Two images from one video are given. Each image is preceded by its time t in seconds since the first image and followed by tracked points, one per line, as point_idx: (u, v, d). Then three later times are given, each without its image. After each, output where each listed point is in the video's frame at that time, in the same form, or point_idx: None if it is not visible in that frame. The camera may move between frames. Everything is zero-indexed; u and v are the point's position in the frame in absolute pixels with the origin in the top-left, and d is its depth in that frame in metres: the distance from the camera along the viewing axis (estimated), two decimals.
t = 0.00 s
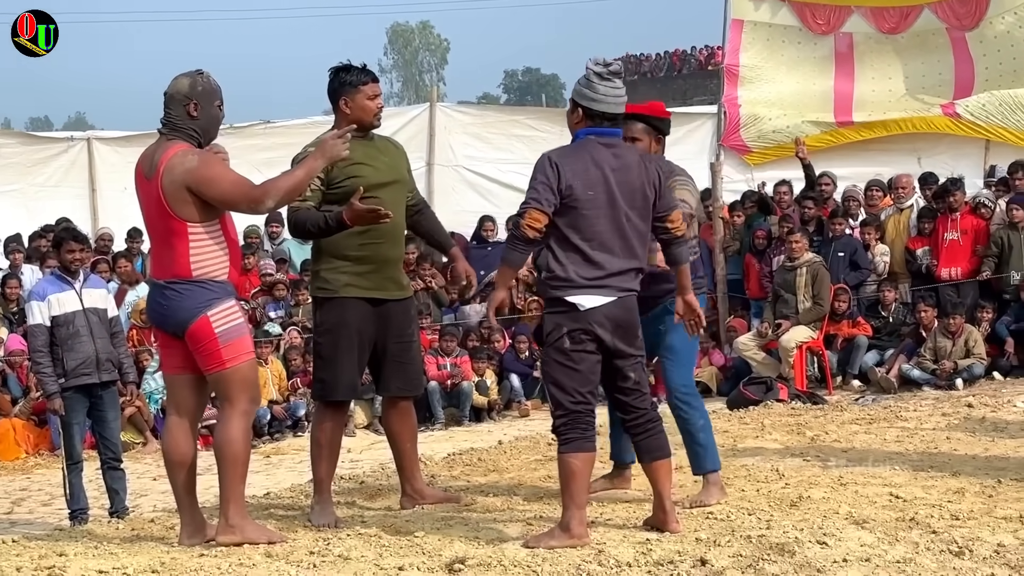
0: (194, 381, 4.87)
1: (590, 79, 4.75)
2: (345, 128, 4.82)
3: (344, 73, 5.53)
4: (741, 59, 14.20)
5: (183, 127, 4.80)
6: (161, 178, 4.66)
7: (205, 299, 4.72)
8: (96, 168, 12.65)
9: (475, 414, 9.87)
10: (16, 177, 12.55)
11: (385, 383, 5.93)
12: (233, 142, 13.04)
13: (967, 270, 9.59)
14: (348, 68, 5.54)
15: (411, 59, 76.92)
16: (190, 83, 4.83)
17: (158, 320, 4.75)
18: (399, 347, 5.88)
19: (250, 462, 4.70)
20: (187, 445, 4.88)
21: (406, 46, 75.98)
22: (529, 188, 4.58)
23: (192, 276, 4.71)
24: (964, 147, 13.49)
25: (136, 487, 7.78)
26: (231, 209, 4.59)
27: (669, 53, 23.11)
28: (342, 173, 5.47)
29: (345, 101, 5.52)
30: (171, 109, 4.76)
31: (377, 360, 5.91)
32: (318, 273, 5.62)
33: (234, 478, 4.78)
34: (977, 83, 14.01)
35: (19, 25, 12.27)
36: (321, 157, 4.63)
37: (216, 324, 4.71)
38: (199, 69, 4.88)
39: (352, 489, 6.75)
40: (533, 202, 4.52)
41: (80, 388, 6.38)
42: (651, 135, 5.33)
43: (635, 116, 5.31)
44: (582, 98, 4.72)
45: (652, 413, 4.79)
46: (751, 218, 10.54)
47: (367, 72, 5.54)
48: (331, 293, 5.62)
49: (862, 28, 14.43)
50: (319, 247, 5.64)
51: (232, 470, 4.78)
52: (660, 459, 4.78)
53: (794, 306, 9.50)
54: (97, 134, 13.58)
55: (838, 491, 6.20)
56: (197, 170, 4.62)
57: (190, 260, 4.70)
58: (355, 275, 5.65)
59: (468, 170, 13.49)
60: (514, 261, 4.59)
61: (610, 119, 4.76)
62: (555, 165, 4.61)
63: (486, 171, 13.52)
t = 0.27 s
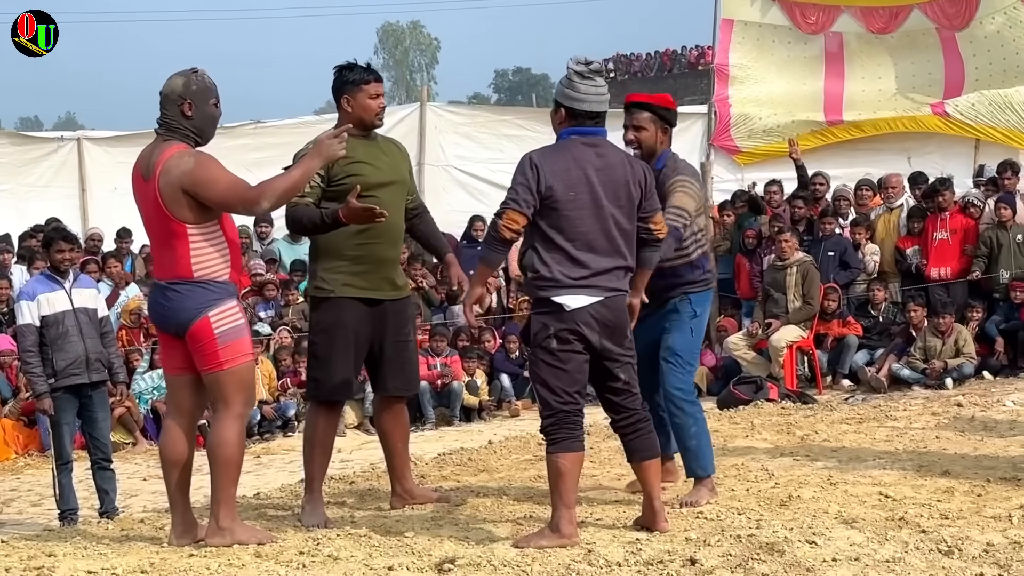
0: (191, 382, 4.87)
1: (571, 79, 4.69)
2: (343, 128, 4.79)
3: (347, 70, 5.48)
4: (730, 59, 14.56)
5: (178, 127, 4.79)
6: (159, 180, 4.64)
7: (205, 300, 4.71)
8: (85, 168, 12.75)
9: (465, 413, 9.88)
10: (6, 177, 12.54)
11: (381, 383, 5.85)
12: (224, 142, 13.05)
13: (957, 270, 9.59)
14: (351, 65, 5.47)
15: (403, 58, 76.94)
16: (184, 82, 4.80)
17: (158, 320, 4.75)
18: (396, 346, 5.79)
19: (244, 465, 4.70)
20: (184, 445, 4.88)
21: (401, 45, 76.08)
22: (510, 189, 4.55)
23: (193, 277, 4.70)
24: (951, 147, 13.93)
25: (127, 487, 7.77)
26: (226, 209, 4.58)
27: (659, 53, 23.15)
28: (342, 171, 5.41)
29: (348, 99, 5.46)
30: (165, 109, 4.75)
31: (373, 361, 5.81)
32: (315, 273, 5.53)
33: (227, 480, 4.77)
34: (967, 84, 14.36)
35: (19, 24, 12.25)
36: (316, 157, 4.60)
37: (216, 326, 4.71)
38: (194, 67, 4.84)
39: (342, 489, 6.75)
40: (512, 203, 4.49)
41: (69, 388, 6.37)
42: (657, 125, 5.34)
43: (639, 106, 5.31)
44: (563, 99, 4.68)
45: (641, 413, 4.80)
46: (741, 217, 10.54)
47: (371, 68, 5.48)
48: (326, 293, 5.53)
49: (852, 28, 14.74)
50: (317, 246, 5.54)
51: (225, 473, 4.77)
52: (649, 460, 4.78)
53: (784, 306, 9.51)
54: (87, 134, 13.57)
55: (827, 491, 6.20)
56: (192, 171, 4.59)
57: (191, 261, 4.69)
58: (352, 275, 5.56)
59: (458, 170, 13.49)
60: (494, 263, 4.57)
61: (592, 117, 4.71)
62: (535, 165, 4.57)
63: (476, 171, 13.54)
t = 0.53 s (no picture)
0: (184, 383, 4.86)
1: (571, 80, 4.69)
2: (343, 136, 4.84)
3: (353, 69, 5.41)
4: (720, 61, 14.72)
5: (182, 127, 4.79)
6: (161, 180, 4.63)
7: (205, 301, 4.72)
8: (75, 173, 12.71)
9: (455, 415, 9.89)
10: None
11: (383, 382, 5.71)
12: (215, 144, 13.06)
13: (945, 272, 9.61)
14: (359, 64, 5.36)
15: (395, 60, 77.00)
16: (188, 82, 4.81)
17: (155, 319, 4.74)
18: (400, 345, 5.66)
19: (233, 470, 4.69)
20: (176, 445, 4.88)
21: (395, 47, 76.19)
22: (515, 193, 4.55)
23: (193, 277, 4.70)
24: (941, 148, 14.05)
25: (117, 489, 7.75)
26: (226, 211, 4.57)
27: (648, 54, 23.29)
28: (349, 167, 5.32)
29: (355, 98, 5.37)
30: (170, 109, 4.75)
31: (375, 359, 5.68)
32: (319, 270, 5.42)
33: (216, 483, 4.77)
34: (956, 87, 14.49)
35: (18, 25, 12.26)
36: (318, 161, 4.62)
37: (214, 327, 4.71)
38: (197, 67, 4.85)
39: (331, 491, 6.75)
40: (517, 208, 4.49)
41: (58, 390, 6.37)
42: (648, 112, 5.33)
43: (631, 93, 5.27)
44: (563, 99, 4.69)
45: (637, 414, 4.80)
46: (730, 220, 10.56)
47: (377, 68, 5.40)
48: (330, 289, 5.41)
49: (841, 30, 14.98)
50: (321, 243, 5.44)
51: (214, 476, 4.76)
52: (643, 460, 4.78)
53: (773, 308, 9.51)
54: (76, 136, 13.58)
55: (816, 492, 6.21)
56: (195, 173, 4.59)
57: (191, 262, 4.69)
58: (356, 272, 5.43)
59: (448, 173, 13.54)
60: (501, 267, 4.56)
61: (593, 118, 4.71)
62: (539, 170, 4.57)
63: (466, 174, 13.57)
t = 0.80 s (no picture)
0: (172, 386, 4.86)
1: (584, 80, 4.64)
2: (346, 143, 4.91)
3: (359, 70, 5.33)
4: (710, 64, 14.76)
5: (181, 128, 4.79)
6: (159, 181, 4.62)
7: (199, 304, 4.72)
8: (65, 174, 12.77)
9: (445, 418, 9.90)
10: None
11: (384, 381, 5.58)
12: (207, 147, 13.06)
13: (935, 274, 9.64)
14: (363, 66, 5.31)
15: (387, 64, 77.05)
16: (189, 82, 4.80)
17: (147, 320, 4.73)
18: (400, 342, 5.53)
19: (217, 475, 4.69)
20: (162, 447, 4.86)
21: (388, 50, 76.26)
22: (534, 194, 4.46)
23: (188, 280, 4.71)
24: (931, 151, 14.44)
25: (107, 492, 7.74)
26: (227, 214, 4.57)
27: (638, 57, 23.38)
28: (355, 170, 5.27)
29: (360, 101, 5.31)
30: (171, 110, 4.74)
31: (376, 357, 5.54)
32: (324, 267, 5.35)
33: (201, 487, 4.76)
34: (945, 89, 14.54)
35: (19, 25, 12.26)
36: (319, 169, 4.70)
37: (206, 330, 4.72)
38: (197, 67, 4.84)
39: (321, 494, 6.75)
40: (539, 210, 4.41)
41: (48, 393, 6.35)
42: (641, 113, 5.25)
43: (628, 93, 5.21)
44: (576, 98, 4.63)
45: (640, 413, 4.80)
46: (721, 223, 10.60)
47: (383, 70, 5.35)
48: (336, 285, 5.33)
49: (832, 34, 14.96)
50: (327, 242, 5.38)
51: (199, 480, 4.75)
52: (641, 461, 4.79)
53: (763, 311, 9.53)
54: (67, 139, 13.57)
55: (807, 495, 6.21)
56: (194, 175, 4.58)
57: (188, 265, 4.69)
58: (362, 270, 5.36)
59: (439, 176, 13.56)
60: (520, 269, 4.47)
61: (605, 119, 4.66)
62: (559, 171, 4.50)
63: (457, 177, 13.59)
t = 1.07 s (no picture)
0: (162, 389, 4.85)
1: (587, 84, 4.60)
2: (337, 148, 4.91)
3: (361, 73, 5.28)
4: (701, 68, 14.80)
5: (170, 131, 4.78)
6: (151, 186, 4.61)
7: (190, 307, 4.71)
8: (55, 177, 12.75)
9: (436, 422, 9.90)
10: None
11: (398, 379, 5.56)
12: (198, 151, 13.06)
13: (926, 278, 9.66)
14: (361, 69, 5.29)
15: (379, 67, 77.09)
16: (176, 85, 4.79)
17: (138, 323, 4.72)
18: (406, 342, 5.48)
19: (205, 480, 4.68)
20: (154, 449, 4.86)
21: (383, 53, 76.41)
22: (546, 193, 4.45)
23: (181, 283, 4.71)
24: (921, 155, 14.55)
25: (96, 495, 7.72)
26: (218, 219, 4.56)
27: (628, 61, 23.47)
28: (354, 173, 5.24)
29: (360, 103, 5.29)
30: (159, 114, 4.73)
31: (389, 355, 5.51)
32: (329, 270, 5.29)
33: (190, 491, 4.76)
34: (936, 93, 14.64)
35: (19, 24, 12.26)
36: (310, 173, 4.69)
37: (198, 334, 4.71)
38: (184, 71, 4.84)
39: (311, 498, 6.74)
40: (553, 209, 4.40)
41: (37, 397, 6.33)
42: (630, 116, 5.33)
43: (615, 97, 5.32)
44: (579, 101, 4.60)
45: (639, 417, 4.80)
46: (710, 226, 10.59)
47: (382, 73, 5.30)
48: (344, 287, 5.26)
49: (824, 37, 15.05)
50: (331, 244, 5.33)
51: (187, 484, 4.74)
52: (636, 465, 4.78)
53: (754, 314, 9.55)
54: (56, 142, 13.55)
55: (798, 498, 6.21)
56: (186, 179, 4.56)
57: (181, 268, 4.69)
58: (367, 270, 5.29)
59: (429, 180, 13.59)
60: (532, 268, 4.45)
61: (609, 121, 4.63)
62: (569, 171, 4.48)
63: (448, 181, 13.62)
